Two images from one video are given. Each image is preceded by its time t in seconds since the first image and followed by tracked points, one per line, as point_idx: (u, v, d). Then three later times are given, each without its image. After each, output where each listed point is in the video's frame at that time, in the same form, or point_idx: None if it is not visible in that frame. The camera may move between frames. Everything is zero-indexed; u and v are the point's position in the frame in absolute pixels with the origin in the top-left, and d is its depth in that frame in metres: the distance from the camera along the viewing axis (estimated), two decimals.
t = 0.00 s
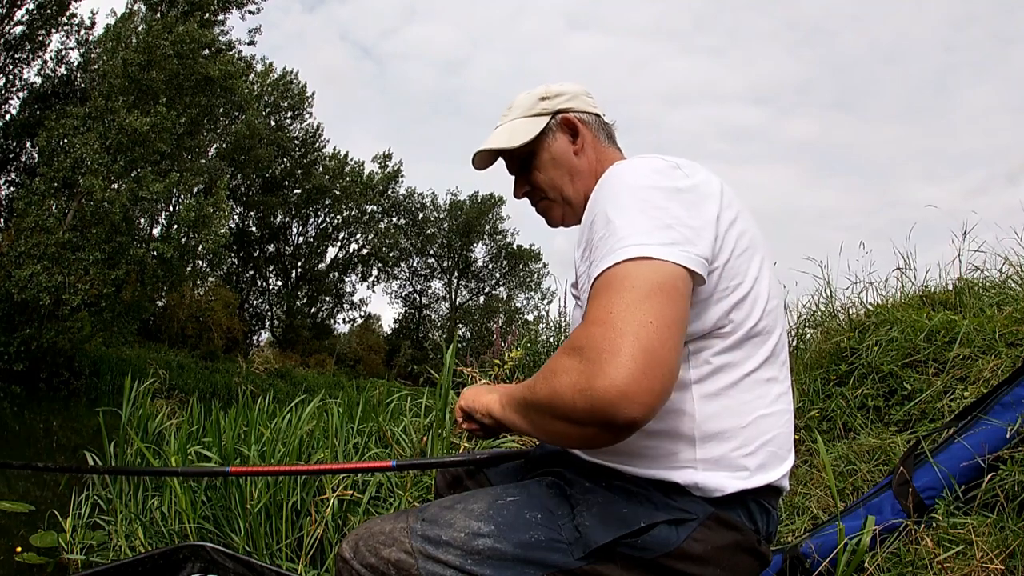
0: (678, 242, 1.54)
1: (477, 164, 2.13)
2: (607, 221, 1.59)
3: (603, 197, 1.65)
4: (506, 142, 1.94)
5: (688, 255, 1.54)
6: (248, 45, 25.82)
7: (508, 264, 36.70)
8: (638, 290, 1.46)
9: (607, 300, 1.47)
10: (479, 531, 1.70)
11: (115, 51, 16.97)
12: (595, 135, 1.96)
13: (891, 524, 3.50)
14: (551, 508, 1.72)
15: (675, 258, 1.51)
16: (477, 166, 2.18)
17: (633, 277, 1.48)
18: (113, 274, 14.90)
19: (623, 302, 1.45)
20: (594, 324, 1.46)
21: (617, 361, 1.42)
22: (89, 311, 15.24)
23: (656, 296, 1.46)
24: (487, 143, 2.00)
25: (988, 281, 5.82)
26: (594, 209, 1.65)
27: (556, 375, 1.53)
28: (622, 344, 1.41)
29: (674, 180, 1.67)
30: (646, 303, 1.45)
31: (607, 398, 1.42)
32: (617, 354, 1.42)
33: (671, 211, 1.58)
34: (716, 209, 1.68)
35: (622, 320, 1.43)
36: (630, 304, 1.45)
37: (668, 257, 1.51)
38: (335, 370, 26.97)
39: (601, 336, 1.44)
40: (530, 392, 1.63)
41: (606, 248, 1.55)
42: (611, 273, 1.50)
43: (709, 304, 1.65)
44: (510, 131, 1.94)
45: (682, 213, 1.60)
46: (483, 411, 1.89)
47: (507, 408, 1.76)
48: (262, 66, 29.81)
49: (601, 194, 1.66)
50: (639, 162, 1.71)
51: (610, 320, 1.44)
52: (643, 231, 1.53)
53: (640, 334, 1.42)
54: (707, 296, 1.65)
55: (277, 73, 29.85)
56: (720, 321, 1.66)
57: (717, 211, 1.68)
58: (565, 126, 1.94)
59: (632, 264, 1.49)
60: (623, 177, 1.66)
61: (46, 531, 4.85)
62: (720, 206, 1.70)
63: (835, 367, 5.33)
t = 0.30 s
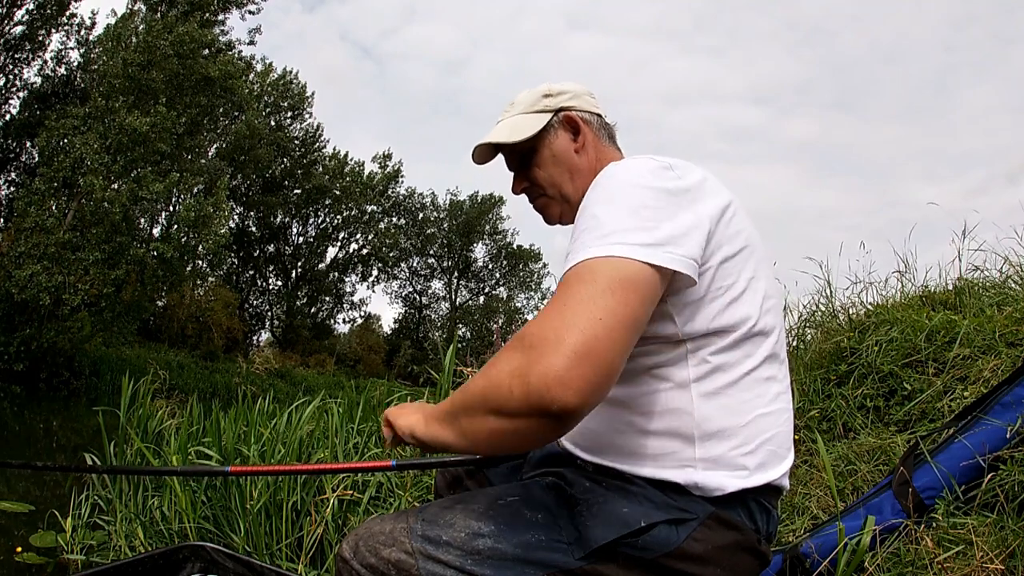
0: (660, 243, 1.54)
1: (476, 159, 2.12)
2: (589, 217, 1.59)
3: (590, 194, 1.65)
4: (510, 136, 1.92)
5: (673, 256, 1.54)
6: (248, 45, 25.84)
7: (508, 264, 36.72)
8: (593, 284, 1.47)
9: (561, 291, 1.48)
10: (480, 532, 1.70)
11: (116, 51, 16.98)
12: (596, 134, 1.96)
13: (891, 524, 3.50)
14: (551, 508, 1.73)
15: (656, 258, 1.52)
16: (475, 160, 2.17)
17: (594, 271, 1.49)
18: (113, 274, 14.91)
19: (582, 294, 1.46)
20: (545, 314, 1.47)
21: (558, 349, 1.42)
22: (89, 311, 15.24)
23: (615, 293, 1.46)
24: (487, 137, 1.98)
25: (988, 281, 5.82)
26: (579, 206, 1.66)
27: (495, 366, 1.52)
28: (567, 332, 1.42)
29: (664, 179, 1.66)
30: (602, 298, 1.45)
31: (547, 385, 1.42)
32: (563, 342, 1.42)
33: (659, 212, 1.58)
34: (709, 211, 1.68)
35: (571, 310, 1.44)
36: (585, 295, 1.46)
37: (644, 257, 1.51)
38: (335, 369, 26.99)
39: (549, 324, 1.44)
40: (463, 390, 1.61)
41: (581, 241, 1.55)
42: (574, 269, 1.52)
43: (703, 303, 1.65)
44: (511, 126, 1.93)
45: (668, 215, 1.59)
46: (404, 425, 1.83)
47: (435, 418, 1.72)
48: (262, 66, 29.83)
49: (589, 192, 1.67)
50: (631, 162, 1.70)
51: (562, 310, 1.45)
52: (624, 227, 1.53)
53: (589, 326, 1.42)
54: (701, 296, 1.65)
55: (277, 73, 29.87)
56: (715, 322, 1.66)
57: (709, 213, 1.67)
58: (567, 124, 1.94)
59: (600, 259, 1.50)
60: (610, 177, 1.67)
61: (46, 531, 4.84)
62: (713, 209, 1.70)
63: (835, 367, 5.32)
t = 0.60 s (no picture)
0: (661, 257, 1.54)
1: (474, 156, 2.12)
2: (594, 234, 1.58)
3: (588, 206, 1.65)
4: (508, 133, 1.93)
5: (673, 271, 1.53)
6: (248, 45, 25.86)
7: (508, 264, 36.74)
8: (611, 317, 1.47)
9: (582, 328, 1.47)
10: (479, 530, 1.70)
11: (115, 51, 16.97)
12: (594, 135, 1.97)
13: (891, 524, 3.50)
14: (549, 507, 1.72)
15: (658, 276, 1.51)
16: (474, 159, 2.17)
17: (610, 303, 1.48)
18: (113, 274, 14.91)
19: (603, 330, 1.45)
20: (568, 353, 1.46)
21: (591, 391, 1.43)
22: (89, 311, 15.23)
23: (632, 322, 1.46)
24: (486, 133, 1.98)
25: (988, 281, 5.83)
26: (578, 218, 1.65)
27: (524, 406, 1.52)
28: (596, 373, 1.42)
29: (660, 187, 1.66)
30: (622, 331, 1.45)
31: (582, 428, 1.43)
32: (592, 385, 1.42)
33: (657, 222, 1.57)
34: (703, 217, 1.67)
35: (597, 348, 1.44)
36: (607, 330, 1.45)
37: (648, 276, 1.51)
38: (335, 369, 27.00)
39: (575, 365, 1.44)
40: (491, 424, 1.61)
41: (587, 266, 1.54)
42: (586, 298, 1.51)
43: (702, 308, 1.66)
44: (508, 123, 1.93)
45: (668, 225, 1.59)
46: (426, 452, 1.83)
47: (461, 442, 1.72)
48: (261, 66, 29.84)
49: (586, 204, 1.66)
50: (626, 167, 1.70)
51: (587, 349, 1.44)
52: (627, 245, 1.53)
53: (616, 364, 1.43)
54: (700, 302, 1.66)
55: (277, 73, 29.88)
56: (712, 327, 1.66)
57: (705, 218, 1.67)
58: (565, 121, 1.94)
59: (611, 286, 1.50)
60: (607, 186, 1.65)
61: (46, 530, 4.84)
62: (707, 214, 1.70)
63: (835, 367, 5.33)
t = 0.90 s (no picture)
0: (685, 253, 1.51)
1: (477, 151, 2.09)
2: (618, 237, 1.55)
3: (606, 208, 1.61)
4: (515, 126, 1.91)
5: (696, 267, 1.50)
6: (248, 45, 25.88)
7: (508, 264, 36.75)
8: (657, 326, 1.43)
9: (633, 342, 1.44)
10: (479, 531, 1.70)
11: (115, 51, 16.98)
12: (598, 131, 1.97)
13: (891, 524, 3.49)
14: (551, 507, 1.72)
15: (684, 272, 1.48)
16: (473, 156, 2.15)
17: (652, 310, 1.45)
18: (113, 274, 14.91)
19: (651, 340, 1.43)
20: (621, 367, 1.44)
21: (655, 403, 1.41)
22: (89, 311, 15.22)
23: (677, 325, 1.44)
24: (490, 126, 1.96)
25: (988, 281, 5.83)
26: (599, 219, 1.62)
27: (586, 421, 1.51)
28: (654, 384, 1.40)
29: (675, 183, 1.63)
30: (670, 338, 1.43)
31: (648, 440, 1.41)
32: (652, 397, 1.40)
33: (676, 220, 1.54)
34: (718, 212, 1.65)
35: (652, 359, 1.42)
36: (659, 338, 1.43)
37: (676, 273, 1.48)
38: (335, 369, 27.00)
39: (631, 379, 1.42)
40: (552, 437, 1.59)
41: (620, 271, 1.51)
42: (625, 305, 1.48)
43: (711, 309, 1.65)
44: (515, 116, 1.91)
45: (688, 223, 1.56)
46: (483, 451, 1.82)
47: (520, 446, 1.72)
48: (261, 66, 29.84)
49: (604, 204, 1.63)
50: (639, 164, 1.67)
51: (640, 360, 1.42)
52: (653, 244, 1.50)
53: (671, 372, 1.41)
54: (710, 301, 1.65)
55: (277, 73, 29.88)
56: (720, 326, 1.65)
57: (718, 214, 1.64)
58: (570, 118, 1.94)
59: (648, 292, 1.47)
60: (625, 186, 1.62)
61: (46, 531, 4.84)
62: (721, 209, 1.67)
63: (835, 367, 5.33)
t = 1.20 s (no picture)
0: (701, 251, 1.47)
1: (486, 134, 2.02)
2: (629, 238, 1.50)
3: (615, 209, 1.57)
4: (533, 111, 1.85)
5: (711, 265, 1.46)
6: (248, 45, 25.88)
7: (508, 264, 36.74)
8: (680, 317, 1.40)
9: (660, 332, 1.39)
10: (480, 530, 1.70)
11: (115, 51, 16.98)
12: (605, 128, 1.97)
13: (891, 524, 3.49)
14: (551, 507, 1.72)
15: (703, 270, 1.44)
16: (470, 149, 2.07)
17: (680, 301, 1.41)
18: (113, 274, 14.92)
19: (677, 328, 1.39)
20: (650, 357, 1.38)
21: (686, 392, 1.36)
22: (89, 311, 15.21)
23: (697, 317, 1.40)
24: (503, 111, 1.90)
25: (988, 281, 5.83)
26: (608, 220, 1.57)
27: (604, 417, 1.42)
28: (692, 372, 1.36)
29: (686, 181, 1.60)
30: (695, 327, 1.39)
31: (680, 430, 1.36)
32: (686, 384, 1.36)
33: (689, 218, 1.51)
34: (727, 211, 1.62)
35: (688, 347, 1.38)
36: (683, 326, 1.39)
37: (694, 270, 1.44)
38: (335, 369, 27.00)
39: (661, 366, 1.37)
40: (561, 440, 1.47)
41: (638, 267, 1.46)
42: (644, 298, 1.44)
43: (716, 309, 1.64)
44: (532, 101, 1.86)
45: (701, 222, 1.52)
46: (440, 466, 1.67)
47: (501, 463, 1.58)
48: (261, 66, 29.84)
49: (614, 205, 1.57)
50: (647, 163, 1.62)
51: (668, 348, 1.38)
52: (668, 242, 1.45)
53: (707, 360, 1.37)
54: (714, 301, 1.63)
55: (277, 73, 29.86)
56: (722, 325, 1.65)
57: (727, 212, 1.61)
58: (582, 112, 1.93)
59: (672, 285, 1.43)
60: (635, 185, 1.58)
61: (46, 531, 4.84)
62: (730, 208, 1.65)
63: (835, 367, 5.32)
